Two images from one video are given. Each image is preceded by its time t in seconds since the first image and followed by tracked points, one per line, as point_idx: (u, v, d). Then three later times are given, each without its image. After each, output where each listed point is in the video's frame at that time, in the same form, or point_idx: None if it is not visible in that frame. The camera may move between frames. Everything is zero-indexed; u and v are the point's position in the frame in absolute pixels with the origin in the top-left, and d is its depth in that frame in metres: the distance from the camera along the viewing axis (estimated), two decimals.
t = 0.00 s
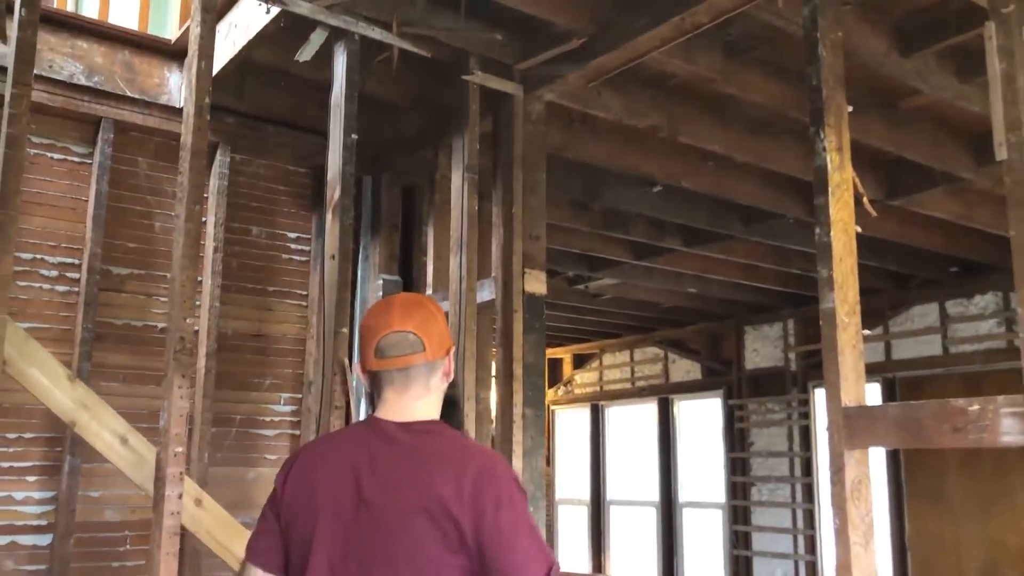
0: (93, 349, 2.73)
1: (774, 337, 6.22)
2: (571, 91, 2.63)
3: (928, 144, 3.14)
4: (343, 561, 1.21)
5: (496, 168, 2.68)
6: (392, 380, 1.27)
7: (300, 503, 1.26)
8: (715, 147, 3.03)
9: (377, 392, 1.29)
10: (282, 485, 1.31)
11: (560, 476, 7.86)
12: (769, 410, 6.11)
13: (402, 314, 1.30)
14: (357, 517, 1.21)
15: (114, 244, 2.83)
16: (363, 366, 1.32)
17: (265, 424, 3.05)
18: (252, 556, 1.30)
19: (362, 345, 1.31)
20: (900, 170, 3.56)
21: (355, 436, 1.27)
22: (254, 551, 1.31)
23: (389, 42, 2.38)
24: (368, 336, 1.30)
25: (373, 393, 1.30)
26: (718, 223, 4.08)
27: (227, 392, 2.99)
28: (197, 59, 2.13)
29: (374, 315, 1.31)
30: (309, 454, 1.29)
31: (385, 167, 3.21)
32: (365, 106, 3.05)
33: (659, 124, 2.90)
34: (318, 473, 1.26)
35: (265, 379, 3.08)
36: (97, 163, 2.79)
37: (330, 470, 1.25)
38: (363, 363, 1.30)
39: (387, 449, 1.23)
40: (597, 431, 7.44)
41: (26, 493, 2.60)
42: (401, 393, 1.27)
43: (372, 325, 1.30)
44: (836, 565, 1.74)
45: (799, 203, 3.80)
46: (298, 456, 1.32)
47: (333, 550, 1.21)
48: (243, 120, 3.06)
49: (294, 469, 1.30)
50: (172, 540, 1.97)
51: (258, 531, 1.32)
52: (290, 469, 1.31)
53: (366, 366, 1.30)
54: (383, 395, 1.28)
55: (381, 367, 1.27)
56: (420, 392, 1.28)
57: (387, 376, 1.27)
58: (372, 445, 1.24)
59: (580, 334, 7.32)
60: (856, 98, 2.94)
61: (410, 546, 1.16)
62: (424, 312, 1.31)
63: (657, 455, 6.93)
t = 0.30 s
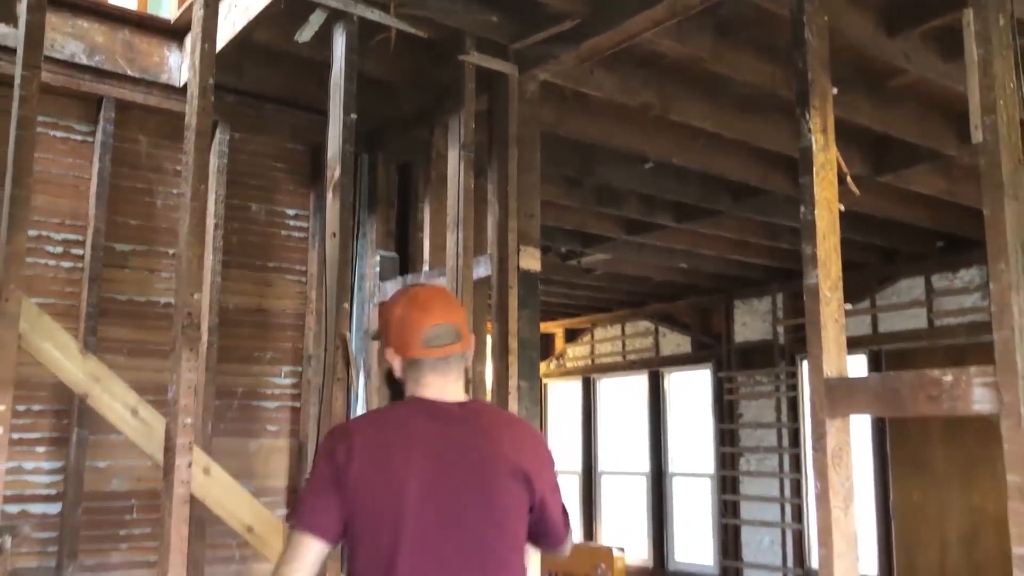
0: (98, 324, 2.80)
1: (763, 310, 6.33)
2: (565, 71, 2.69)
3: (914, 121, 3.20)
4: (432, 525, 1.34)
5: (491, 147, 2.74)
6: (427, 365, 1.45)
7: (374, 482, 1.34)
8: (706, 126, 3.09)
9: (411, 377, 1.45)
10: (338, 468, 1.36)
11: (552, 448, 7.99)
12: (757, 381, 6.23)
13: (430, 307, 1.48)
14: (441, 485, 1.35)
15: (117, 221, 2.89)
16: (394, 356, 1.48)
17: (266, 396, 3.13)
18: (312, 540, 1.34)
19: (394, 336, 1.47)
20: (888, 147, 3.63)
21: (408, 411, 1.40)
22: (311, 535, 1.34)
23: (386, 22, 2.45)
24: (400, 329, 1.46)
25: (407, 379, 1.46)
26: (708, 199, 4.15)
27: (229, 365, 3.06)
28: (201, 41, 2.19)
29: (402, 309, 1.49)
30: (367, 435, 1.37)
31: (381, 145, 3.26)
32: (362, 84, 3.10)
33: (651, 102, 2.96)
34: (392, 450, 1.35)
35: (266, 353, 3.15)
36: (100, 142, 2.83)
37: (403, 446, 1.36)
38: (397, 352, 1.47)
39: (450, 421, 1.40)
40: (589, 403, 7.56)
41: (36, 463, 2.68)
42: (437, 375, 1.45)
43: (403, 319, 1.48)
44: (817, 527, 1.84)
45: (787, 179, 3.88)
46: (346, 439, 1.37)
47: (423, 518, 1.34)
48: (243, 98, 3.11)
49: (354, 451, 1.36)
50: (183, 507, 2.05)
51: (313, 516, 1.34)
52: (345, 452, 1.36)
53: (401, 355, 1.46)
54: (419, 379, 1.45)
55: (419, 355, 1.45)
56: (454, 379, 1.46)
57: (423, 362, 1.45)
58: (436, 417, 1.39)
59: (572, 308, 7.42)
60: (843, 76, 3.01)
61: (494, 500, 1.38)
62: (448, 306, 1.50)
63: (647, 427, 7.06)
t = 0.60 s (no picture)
0: (104, 298, 2.85)
1: (761, 280, 6.39)
2: (562, 45, 2.71)
3: (909, 92, 3.22)
4: (518, 477, 1.59)
5: (489, 121, 2.77)
6: (486, 342, 1.71)
7: (474, 447, 1.53)
8: (702, 98, 3.11)
9: (472, 351, 1.69)
10: (437, 440, 1.51)
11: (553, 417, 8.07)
12: (755, 350, 6.30)
13: (489, 291, 1.74)
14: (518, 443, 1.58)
15: (121, 197, 2.93)
16: (457, 331, 1.70)
17: (270, 367, 3.19)
18: (424, 506, 1.50)
19: (462, 315, 1.70)
20: (884, 117, 3.65)
21: (478, 384, 1.59)
22: (422, 501, 1.50)
23: None
24: (468, 310, 1.70)
25: (465, 352, 1.69)
26: (705, 170, 4.18)
27: (233, 337, 3.12)
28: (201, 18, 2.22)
29: (466, 293, 1.72)
30: (456, 406, 1.53)
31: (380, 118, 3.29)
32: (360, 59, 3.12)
33: (649, 75, 2.98)
34: (485, 421, 1.55)
35: (269, 326, 3.21)
36: (102, 118, 2.87)
37: (487, 412, 1.56)
38: (463, 329, 1.70)
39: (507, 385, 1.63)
40: (589, 373, 7.64)
41: (46, 434, 2.74)
42: (491, 350, 1.72)
43: (470, 302, 1.71)
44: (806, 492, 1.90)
45: (785, 150, 3.90)
46: (437, 413, 1.52)
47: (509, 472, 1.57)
48: (243, 73, 3.13)
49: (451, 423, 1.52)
50: (191, 475, 2.11)
51: (425, 485, 1.50)
52: (443, 425, 1.52)
53: (465, 331, 1.70)
54: (479, 354, 1.69)
55: (484, 333, 1.71)
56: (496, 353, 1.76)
57: (485, 338, 1.71)
58: (499, 387, 1.62)
59: (572, 279, 7.47)
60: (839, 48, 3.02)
61: (547, 446, 1.68)
62: (497, 291, 1.77)
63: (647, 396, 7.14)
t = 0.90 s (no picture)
0: (121, 276, 2.92)
1: (772, 254, 6.41)
2: (567, 22, 2.73)
3: (916, 65, 3.22)
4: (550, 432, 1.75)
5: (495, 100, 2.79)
6: (504, 314, 1.79)
7: (531, 412, 1.65)
8: (707, 73, 3.12)
9: (493, 324, 1.78)
10: (509, 405, 1.60)
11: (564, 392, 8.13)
12: (766, 324, 6.32)
13: (507, 266, 1.81)
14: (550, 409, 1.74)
15: (135, 177, 2.98)
16: (483, 307, 1.76)
17: (284, 343, 3.25)
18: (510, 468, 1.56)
19: (491, 293, 1.76)
20: (891, 90, 3.64)
21: (514, 355, 1.69)
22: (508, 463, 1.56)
23: None
24: (496, 287, 1.76)
25: (488, 325, 1.77)
26: (713, 145, 4.19)
27: (248, 314, 3.19)
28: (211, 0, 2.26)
29: (492, 270, 1.77)
30: (513, 374, 1.64)
31: (388, 97, 3.32)
32: (368, 38, 3.16)
33: (654, 51, 2.99)
34: (530, 384, 1.67)
35: (282, 303, 3.27)
36: (115, 100, 2.93)
37: (533, 381, 1.69)
38: (491, 304, 1.76)
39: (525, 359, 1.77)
40: (600, 348, 7.68)
41: (66, 410, 2.82)
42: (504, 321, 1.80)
43: (497, 279, 1.77)
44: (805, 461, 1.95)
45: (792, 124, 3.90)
46: (503, 380, 1.62)
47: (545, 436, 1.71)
48: (252, 54, 3.18)
49: (513, 389, 1.62)
50: (208, 447, 2.18)
51: (507, 447, 1.56)
52: (511, 391, 1.61)
53: (492, 307, 1.76)
54: (499, 326, 1.78)
55: (506, 307, 1.79)
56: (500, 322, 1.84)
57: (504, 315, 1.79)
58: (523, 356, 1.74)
59: (583, 254, 7.50)
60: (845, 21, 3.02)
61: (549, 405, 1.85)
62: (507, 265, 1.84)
63: (658, 370, 7.18)
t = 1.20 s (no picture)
0: (152, 264, 3.00)
1: (797, 235, 6.37)
2: (586, 7, 2.74)
3: (940, 45, 3.18)
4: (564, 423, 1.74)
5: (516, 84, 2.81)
6: (525, 301, 1.76)
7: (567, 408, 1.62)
8: (728, 56, 3.12)
9: (515, 311, 1.74)
10: (554, 401, 1.57)
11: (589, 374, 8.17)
12: (791, 305, 6.29)
13: (533, 252, 1.77)
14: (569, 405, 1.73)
15: (164, 166, 3.05)
16: (506, 292, 1.72)
17: (311, 328, 3.32)
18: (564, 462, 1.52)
19: (516, 278, 1.72)
20: (916, 70, 3.60)
21: (539, 348, 1.65)
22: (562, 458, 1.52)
23: None
24: (521, 272, 1.73)
25: (510, 311, 1.73)
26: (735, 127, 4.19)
27: (275, 300, 3.26)
28: None
29: (518, 256, 1.74)
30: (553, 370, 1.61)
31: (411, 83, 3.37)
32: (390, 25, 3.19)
33: (674, 34, 2.99)
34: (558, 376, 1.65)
35: (309, 288, 3.34)
36: (143, 90, 3.00)
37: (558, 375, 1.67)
38: (515, 290, 1.73)
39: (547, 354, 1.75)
40: (625, 330, 7.70)
41: (101, 393, 2.92)
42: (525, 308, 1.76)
43: (523, 265, 1.73)
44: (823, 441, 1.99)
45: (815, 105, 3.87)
46: (546, 375, 1.58)
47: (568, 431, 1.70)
48: (276, 42, 3.23)
49: (554, 385, 1.59)
50: (237, 429, 2.25)
51: (559, 442, 1.51)
52: (553, 386, 1.58)
53: (515, 293, 1.73)
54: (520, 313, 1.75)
55: (529, 294, 1.76)
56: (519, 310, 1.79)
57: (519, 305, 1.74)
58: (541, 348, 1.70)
59: (607, 236, 7.51)
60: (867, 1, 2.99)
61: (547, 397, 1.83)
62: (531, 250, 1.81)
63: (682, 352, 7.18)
